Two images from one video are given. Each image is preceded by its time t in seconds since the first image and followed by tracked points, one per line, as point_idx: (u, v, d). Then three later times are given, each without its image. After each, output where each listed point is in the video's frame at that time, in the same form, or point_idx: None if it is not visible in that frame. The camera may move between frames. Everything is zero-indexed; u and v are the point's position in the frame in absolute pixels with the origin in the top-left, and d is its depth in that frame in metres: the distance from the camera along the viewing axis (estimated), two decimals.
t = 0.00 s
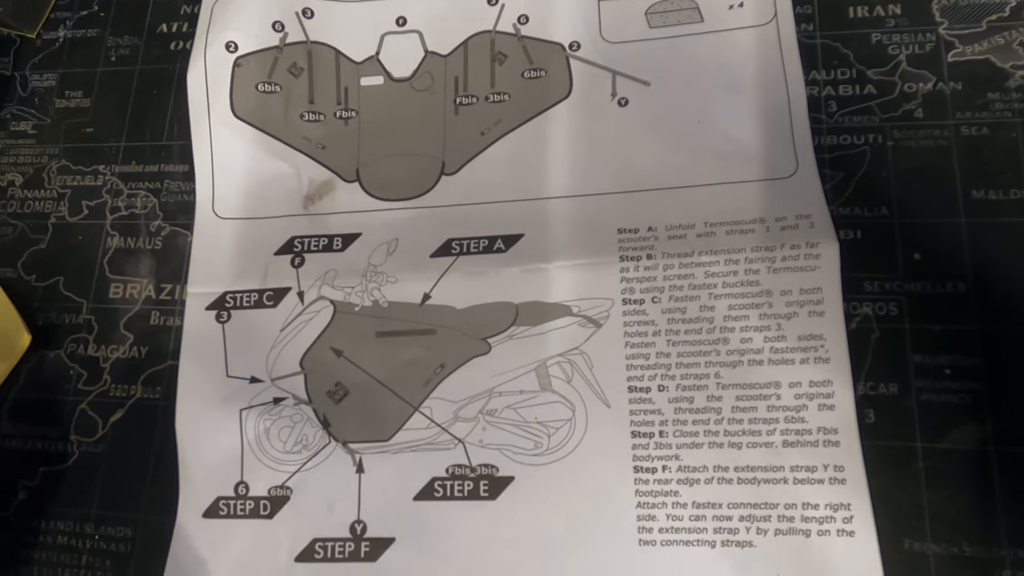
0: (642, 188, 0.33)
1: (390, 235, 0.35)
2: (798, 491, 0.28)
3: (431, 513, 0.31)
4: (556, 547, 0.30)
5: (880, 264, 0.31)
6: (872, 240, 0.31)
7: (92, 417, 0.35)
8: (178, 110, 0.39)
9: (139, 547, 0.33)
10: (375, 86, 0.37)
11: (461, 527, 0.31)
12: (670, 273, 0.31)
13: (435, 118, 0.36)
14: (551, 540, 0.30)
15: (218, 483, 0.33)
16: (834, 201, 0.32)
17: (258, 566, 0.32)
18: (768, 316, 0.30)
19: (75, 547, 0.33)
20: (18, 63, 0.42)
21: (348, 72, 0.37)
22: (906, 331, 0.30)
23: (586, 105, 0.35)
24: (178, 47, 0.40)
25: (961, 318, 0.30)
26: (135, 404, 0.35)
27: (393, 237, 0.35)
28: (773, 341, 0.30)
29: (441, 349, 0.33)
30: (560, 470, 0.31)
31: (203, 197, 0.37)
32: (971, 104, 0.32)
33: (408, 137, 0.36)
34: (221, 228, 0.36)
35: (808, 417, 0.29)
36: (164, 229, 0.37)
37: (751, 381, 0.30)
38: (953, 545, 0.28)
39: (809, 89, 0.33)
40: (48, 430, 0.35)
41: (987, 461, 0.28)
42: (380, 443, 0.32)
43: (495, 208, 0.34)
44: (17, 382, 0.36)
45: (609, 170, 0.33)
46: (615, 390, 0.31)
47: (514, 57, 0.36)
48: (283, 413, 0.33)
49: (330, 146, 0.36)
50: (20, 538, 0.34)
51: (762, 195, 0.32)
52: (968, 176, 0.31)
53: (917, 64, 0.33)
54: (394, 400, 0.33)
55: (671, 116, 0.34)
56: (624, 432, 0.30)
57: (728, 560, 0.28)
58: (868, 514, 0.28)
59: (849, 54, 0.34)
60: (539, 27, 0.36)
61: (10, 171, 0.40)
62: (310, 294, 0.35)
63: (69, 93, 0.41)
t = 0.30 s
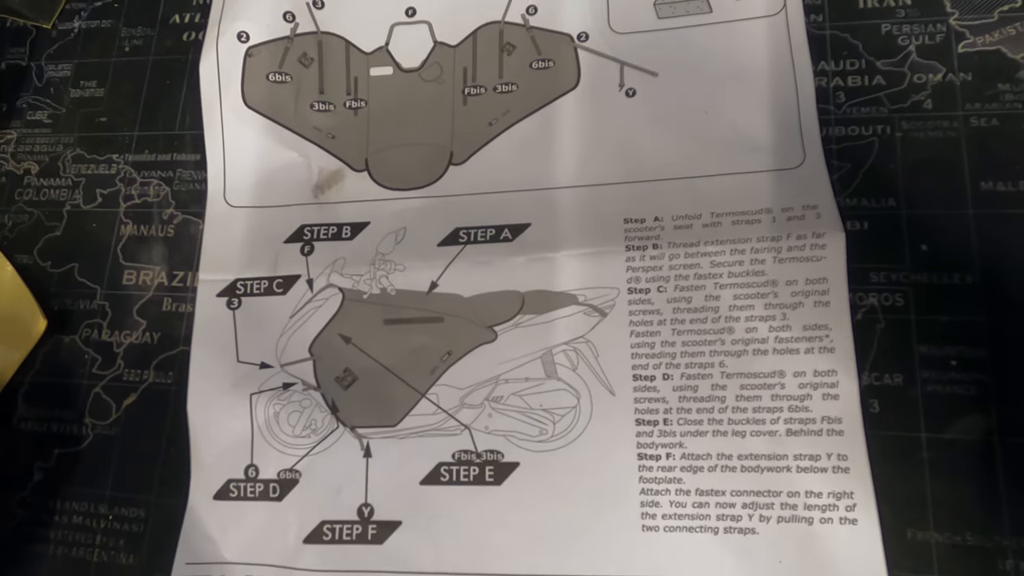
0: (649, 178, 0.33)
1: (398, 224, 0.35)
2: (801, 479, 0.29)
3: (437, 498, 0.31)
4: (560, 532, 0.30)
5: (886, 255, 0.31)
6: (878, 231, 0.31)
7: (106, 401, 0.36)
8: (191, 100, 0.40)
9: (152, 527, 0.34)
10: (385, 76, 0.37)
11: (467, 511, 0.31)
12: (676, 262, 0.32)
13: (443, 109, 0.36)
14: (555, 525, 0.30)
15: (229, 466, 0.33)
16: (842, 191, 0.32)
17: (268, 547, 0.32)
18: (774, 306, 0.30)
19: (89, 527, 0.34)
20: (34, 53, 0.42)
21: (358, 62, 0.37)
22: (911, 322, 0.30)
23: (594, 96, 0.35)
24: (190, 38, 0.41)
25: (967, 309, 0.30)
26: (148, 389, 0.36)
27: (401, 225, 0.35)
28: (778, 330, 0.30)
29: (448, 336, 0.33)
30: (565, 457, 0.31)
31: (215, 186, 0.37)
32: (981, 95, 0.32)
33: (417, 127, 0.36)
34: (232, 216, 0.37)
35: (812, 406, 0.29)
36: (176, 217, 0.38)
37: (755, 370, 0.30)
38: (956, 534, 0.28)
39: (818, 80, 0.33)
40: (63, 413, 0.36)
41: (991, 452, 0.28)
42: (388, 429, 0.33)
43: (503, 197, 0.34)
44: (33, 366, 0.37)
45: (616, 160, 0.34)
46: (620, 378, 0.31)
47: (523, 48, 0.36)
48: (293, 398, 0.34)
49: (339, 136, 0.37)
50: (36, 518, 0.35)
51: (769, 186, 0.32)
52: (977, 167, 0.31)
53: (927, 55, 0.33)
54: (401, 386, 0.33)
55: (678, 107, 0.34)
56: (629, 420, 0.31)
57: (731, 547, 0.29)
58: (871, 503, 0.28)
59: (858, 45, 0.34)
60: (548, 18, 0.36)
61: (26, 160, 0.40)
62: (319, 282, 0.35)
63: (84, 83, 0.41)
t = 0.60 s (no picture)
0: (657, 170, 0.33)
1: (405, 215, 0.35)
2: (806, 472, 0.29)
3: (442, 488, 0.32)
4: (565, 523, 0.30)
5: (895, 248, 0.31)
6: (887, 224, 0.31)
7: (115, 389, 0.36)
8: (200, 91, 0.40)
9: (159, 515, 0.34)
10: (392, 68, 0.37)
11: (472, 502, 0.31)
12: (683, 255, 0.32)
13: (451, 100, 0.36)
14: (560, 515, 0.30)
15: (236, 455, 0.34)
16: (850, 184, 0.32)
17: (274, 535, 0.32)
18: (781, 298, 0.30)
19: (98, 514, 0.34)
20: (45, 45, 0.43)
21: (366, 54, 0.37)
22: (919, 316, 0.30)
23: (602, 88, 0.35)
24: (199, 30, 0.41)
25: (976, 303, 0.30)
26: (156, 377, 0.36)
27: (408, 217, 0.35)
28: (785, 323, 0.30)
29: (453, 327, 0.33)
30: (570, 448, 0.31)
31: (223, 177, 0.37)
32: (992, 88, 0.32)
33: (424, 118, 0.36)
34: (240, 207, 0.37)
35: (818, 399, 0.29)
36: (185, 208, 0.38)
37: (762, 363, 0.30)
38: (962, 528, 0.28)
39: (827, 72, 0.33)
40: (73, 401, 0.36)
41: (999, 446, 0.28)
42: (394, 419, 0.33)
43: (510, 189, 0.34)
44: (43, 355, 0.37)
45: (623, 152, 0.33)
46: (626, 370, 0.31)
47: (530, 40, 0.36)
48: (299, 387, 0.34)
49: (347, 127, 0.37)
50: (45, 504, 0.35)
51: (777, 178, 0.31)
52: (987, 160, 0.31)
53: (938, 48, 0.33)
54: (407, 377, 0.33)
55: (686, 99, 0.34)
56: (634, 412, 0.31)
57: (736, 539, 0.29)
58: (877, 496, 0.28)
59: (868, 37, 0.33)
60: (555, 10, 0.36)
61: (36, 150, 0.41)
62: (326, 273, 0.35)
63: (94, 75, 0.42)
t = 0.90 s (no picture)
0: (662, 161, 0.33)
1: (409, 206, 0.35)
2: (810, 464, 0.28)
3: (445, 478, 0.32)
4: (568, 514, 0.30)
5: (901, 241, 0.31)
6: (893, 216, 0.31)
7: (119, 378, 0.36)
8: (204, 81, 0.40)
9: (163, 504, 0.34)
10: (397, 59, 0.37)
11: (475, 492, 0.31)
12: (688, 246, 0.31)
13: (456, 91, 0.36)
14: (563, 506, 0.30)
15: (239, 444, 0.34)
16: (857, 177, 0.31)
17: (277, 525, 0.32)
18: (786, 290, 0.30)
19: (102, 502, 0.35)
20: (49, 35, 0.43)
21: (371, 45, 0.37)
22: (925, 309, 0.30)
23: (607, 79, 0.34)
24: (204, 20, 0.41)
25: (983, 296, 0.30)
26: (160, 367, 0.36)
27: (412, 208, 0.35)
28: (790, 315, 0.30)
29: (457, 318, 0.33)
30: (573, 439, 0.31)
31: (227, 167, 0.37)
32: (1001, 80, 0.32)
33: (429, 109, 0.36)
34: (244, 197, 0.37)
35: (823, 391, 0.29)
36: (189, 198, 0.38)
37: (767, 355, 0.30)
38: (967, 521, 0.28)
39: (834, 64, 0.33)
40: (76, 390, 0.36)
41: (1004, 440, 0.28)
42: (397, 409, 0.33)
43: (514, 180, 0.34)
44: (47, 344, 0.37)
45: (628, 143, 0.33)
46: (630, 361, 0.31)
47: (536, 31, 0.36)
48: (303, 377, 0.34)
49: (352, 118, 0.37)
50: (49, 493, 0.35)
51: (783, 170, 0.31)
52: (995, 153, 0.31)
53: (946, 40, 0.33)
54: (411, 367, 0.33)
55: (692, 91, 0.33)
56: (638, 403, 0.31)
57: (739, 531, 0.29)
58: (882, 489, 0.28)
59: (876, 29, 0.33)
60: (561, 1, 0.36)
61: (41, 140, 0.41)
62: (330, 263, 0.35)
63: (99, 65, 0.42)
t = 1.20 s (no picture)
0: (664, 157, 0.33)
1: (413, 201, 0.35)
2: (811, 459, 0.29)
3: (447, 471, 0.32)
4: (569, 507, 0.30)
5: (903, 237, 0.31)
6: (895, 213, 0.31)
7: (125, 371, 0.36)
8: (210, 76, 0.40)
9: (168, 495, 0.34)
10: (402, 54, 0.37)
11: (477, 485, 0.31)
12: (690, 242, 0.32)
13: (460, 87, 0.36)
14: (564, 499, 0.30)
15: (243, 436, 0.34)
16: (859, 173, 0.31)
17: (280, 516, 0.33)
18: (788, 286, 0.30)
19: (107, 493, 0.35)
20: (56, 29, 0.43)
21: (375, 40, 0.37)
22: (926, 305, 0.30)
23: (611, 75, 0.35)
24: (209, 15, 0.41)
25: (984, 293, 0.30)
26: (165, 360, 0.36)
27: (416, 203, 0.35)
28: (792, 311, 0.30)
29: (460, 312, 0.33)
30: (575, 433, 0.31)
31: (233, 161, 0.38)
32: (1005, 77, 0.32)
33: (433, 105, 0.36)
34: (249, 192, 0.37)
35: (824, 387, 0.29)
36: (194, 192, 0.38)
37: (768, 350, 0.30)
38: (966, 517, 0.28)
39: (838, 61, 0.33)
40: (83, 382, 0.37)
41: (1004, 436, 0.28)
42: (400, 403, 0.33)
43: (517, 175, 0.34)
44: (54, 336, 0.38)
45: (631, 139, 0.33)
46: (631, 356, 0.31)
47: (540, 27, 0.36)
48: (306, 371, 0.34)
49: (356, 113, 0.37)
50: (56, 483, 0.35)
51: (785, 166, 0.31)
52: (998, 150, 0.31)
53: (950, 37, 0.33)
54: (413, 361, 0.33)
55: (695, 87, 0.33)
56: (639, 397, 0.31)
57: (739, 525, 0.29)
58: (882, 484, 0.28)
59: (880, 25, 0.33)
60: None
61: (48, 134, 0.41)
62: (334, 257, 0.35)
63: (105, 60, 0.42)
